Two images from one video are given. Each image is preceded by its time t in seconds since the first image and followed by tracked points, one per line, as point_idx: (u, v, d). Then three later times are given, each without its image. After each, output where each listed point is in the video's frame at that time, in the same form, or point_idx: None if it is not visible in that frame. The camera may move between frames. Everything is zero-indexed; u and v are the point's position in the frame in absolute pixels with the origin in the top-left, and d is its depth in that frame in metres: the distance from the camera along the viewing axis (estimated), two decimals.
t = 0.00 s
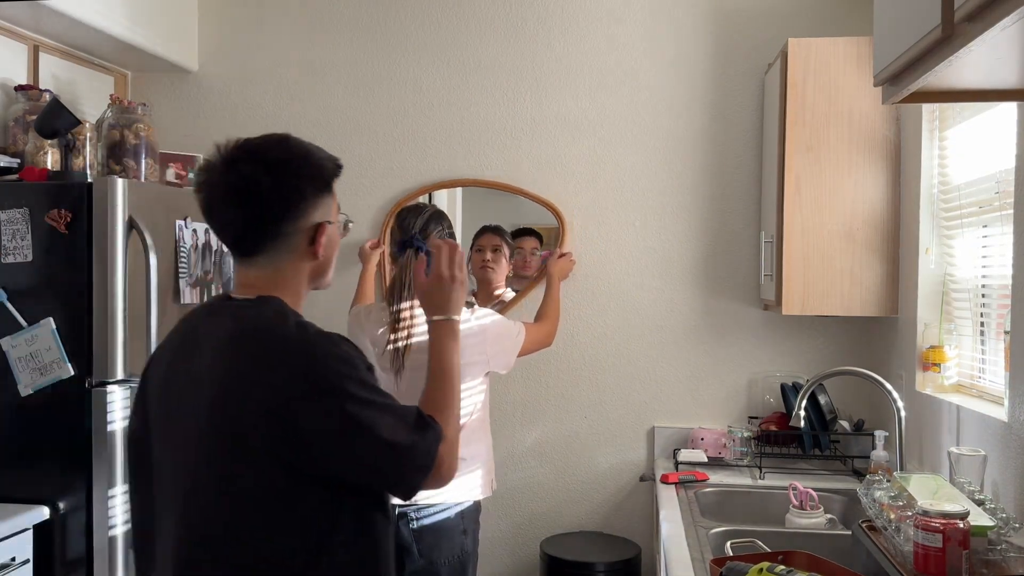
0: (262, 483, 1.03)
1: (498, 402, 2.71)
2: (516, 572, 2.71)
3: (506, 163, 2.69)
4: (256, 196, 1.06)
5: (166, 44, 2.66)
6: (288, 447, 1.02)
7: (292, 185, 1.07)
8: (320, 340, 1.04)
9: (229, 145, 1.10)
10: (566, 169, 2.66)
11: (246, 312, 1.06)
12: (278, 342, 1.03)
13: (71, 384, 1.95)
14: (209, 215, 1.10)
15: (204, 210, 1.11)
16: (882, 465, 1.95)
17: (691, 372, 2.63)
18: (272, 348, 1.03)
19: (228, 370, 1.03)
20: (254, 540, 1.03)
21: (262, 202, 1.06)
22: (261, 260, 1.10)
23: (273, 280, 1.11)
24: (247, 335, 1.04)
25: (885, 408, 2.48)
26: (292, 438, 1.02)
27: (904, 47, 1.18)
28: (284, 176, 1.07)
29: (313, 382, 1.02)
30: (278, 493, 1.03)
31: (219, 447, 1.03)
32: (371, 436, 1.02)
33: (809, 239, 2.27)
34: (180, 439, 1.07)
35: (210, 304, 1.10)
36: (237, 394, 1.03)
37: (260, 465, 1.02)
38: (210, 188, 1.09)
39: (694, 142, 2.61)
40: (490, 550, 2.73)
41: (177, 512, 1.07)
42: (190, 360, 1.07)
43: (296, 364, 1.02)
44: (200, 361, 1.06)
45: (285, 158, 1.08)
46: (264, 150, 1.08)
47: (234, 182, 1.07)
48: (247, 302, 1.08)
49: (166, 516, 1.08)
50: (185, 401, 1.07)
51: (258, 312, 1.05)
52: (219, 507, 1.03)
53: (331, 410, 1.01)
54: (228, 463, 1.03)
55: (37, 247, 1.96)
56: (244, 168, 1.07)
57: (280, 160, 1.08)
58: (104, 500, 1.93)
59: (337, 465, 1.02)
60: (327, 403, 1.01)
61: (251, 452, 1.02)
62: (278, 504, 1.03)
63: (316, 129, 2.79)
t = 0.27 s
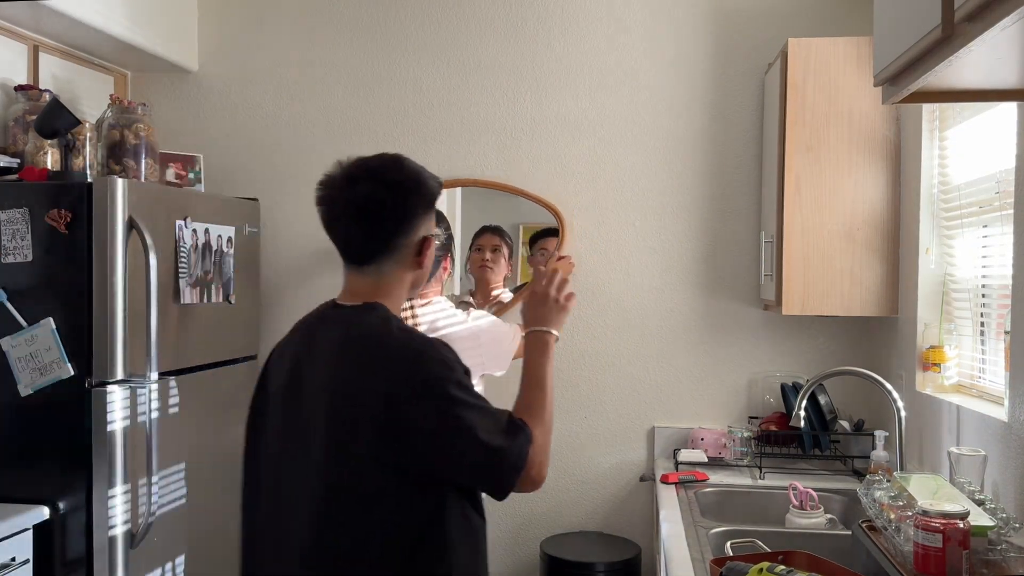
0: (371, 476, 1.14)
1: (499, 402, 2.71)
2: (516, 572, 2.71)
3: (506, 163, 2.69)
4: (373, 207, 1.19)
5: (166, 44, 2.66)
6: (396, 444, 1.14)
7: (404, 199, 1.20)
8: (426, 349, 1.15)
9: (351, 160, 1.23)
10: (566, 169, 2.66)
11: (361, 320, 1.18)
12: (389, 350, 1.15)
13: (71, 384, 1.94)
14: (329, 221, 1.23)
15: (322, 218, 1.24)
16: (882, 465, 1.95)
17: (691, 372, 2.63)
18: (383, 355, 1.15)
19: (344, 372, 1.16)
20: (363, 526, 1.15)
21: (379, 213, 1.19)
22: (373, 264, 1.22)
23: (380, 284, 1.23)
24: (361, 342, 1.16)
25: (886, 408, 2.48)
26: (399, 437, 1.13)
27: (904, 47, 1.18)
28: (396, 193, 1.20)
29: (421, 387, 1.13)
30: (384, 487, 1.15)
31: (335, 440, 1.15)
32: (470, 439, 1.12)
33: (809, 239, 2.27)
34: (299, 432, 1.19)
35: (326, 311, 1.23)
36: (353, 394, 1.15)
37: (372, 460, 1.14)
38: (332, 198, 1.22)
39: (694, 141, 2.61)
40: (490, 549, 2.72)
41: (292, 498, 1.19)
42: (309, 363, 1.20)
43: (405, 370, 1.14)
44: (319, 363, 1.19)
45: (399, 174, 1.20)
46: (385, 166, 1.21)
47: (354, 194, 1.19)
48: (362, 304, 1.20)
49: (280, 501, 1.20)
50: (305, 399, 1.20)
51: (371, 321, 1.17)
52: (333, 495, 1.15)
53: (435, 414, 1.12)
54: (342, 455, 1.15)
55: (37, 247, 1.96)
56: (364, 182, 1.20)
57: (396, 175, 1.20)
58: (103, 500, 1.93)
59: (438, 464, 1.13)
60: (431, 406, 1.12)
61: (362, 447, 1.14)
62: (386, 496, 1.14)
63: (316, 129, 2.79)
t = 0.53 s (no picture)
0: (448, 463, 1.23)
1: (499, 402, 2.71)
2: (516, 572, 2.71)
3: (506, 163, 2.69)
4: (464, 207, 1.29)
5: (166, 44, 2.66)
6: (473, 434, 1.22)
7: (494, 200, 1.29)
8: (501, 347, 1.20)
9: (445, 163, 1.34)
10: (566, 169, 2.66)
11: (444, 316, 1.26)
12: (467, 347, 1.22)
13: (71, 383, 1.94)
14: (422, 218, 1.34)
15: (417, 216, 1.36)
16: (882, 465, 1.95)
17: (691, 372, 2.62)
18: (461, 351, 1.22)
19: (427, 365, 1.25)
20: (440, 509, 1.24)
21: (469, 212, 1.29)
22: (459, 258, 1.32)
23: (465, 277, 1.33)
24: (444, 338, 1.24)
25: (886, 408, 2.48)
26: (478, 429, 1.22)
27: (904, 47, 1.18)
28: (484, 194, 1.29)
29: (502, 386, 1.19)
30: (459, 475, 1.23)
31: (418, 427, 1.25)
32: (541, 438, 1.18)
33: (809, 239, 2.27)
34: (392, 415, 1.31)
35: (417, 302, 1.33)
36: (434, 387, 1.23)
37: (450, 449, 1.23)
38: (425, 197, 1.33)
39: (694, 141, 2.61)
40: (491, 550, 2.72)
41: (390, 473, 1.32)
42: (399, 352, 1.30)
43: (482, 368, 1.20)
44: (407, 354, 1.28)
45: (488, 177, 1.30)
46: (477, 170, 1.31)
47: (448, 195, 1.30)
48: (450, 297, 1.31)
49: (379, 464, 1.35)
50: (395, 387, 1.30)
51: (454, 316, 1.25)
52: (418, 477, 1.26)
53: (507, 411, 1.19)
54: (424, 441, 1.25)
55: (37, 247, 1.96)
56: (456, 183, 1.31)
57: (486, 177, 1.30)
58: (104, 500, 1.93)
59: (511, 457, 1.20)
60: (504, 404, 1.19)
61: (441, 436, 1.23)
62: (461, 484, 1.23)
63: (316, 129, 2.79)
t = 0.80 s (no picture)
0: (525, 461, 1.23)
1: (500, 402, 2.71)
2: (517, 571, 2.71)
3: (506, 163, 2.69)
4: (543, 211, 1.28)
5: (166, 44, 2.66)
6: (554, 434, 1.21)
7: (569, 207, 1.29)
8: (583, 350, 1.18)
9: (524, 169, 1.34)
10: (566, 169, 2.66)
11: (524, 314, 1.25)
12: (548, 347, 1.20)
13: (71, 383, 1.94)
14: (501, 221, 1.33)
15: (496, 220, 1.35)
16: (882, 465, 1.95)
17: (690, 372, 2.62)
18: (542, 352, 1.20)
19: (509, 362, 1.24)
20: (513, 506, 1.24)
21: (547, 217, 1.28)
22: (531, 260, 1.30)
23: (537, 281, 1.30)
24: (524, 336, 1.23)
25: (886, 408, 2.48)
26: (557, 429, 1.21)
27: (904, 47, 1.18)
28: (562, 196, 1.28)
29: (584, 385, 1.17)
30: (537, 474, 1.22)
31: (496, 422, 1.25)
32: (620, 441, 1.17)
33: (809, 238, 2.27)
34: (465, 408, 1.30)
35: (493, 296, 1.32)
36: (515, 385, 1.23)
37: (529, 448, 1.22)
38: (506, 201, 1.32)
39: (694, 141, 2.61)
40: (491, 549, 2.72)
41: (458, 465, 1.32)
42: (478, 345, 1.29)
43: (563, 370, 1.19)
44: (485, 348, 1.27)
45: (569, 183, 1.29)
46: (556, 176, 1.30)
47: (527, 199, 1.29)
48: (527, 298, 1.27)
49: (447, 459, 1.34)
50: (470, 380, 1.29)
51: (534, 316, 1.24)
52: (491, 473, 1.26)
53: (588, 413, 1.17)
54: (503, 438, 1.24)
55: (37, 247, 1.96)
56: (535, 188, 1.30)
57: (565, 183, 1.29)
58: (104, 500, 1.93)
59: (590, 460, 1.19)
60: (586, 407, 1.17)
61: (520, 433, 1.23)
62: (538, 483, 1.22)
63: (316, 129, 2.79)
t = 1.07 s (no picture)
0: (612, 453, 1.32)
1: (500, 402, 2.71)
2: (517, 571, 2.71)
3: (506, 163, 2.69)
4: (628, 217, 1.36)
5: (166, 44, 2.66)
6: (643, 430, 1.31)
7: (651, 214, 1.37)
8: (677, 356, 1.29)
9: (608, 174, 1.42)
10: (566, 169, 2.66)
11: (617, 316, 1.34)
12: (647, 350, 1.30)
13: (71, 383, 1.94)
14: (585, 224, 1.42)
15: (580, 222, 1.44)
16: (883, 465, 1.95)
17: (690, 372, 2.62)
18: (642, 354, 1.30)
19: (600, 361, 1.32)
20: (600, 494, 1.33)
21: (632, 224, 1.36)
22: (614, 265, 1.40)
23: (617, 281, 1.40)
24: (615, 337, 1.32)
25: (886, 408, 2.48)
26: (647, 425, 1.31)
27: (903, 48, 1.18)
28: (642, 206, 1.37)
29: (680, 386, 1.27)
30: (625, 464, 1.32)
31: (583, 416, 1.33)
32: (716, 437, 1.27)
33: (809, 238, 2.27)
34: (545, 400, 1.37)
35: (573, 294, 1.41)
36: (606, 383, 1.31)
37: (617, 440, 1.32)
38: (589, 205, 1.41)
39: (694, 141, 2.61)
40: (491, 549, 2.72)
41: (532, 454, 1.39)
42: (562, 342, 1.36)
43: (658, 374, 1.28)
44: (573, 346, 1.35)
45: (653, 192, 1.38)
46: (639, 182, 1.39)
47: (612, 205, 1.37)
48: (611, 299, 1.37)
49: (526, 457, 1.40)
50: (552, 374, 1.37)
51: (627, 319, 1.33)
52: (579, 463, 1.34)
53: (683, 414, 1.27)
54: (591, 431, 1.33)
55: (37, 247, 1.96)
56: (619, 193, 1.38)
57: (649, 190, 1.38)
58: (104, 500, 1.93)
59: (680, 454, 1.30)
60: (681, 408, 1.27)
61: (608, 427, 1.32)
62: (626, 473, 1.32)
63: (316, 129, 2.79)
